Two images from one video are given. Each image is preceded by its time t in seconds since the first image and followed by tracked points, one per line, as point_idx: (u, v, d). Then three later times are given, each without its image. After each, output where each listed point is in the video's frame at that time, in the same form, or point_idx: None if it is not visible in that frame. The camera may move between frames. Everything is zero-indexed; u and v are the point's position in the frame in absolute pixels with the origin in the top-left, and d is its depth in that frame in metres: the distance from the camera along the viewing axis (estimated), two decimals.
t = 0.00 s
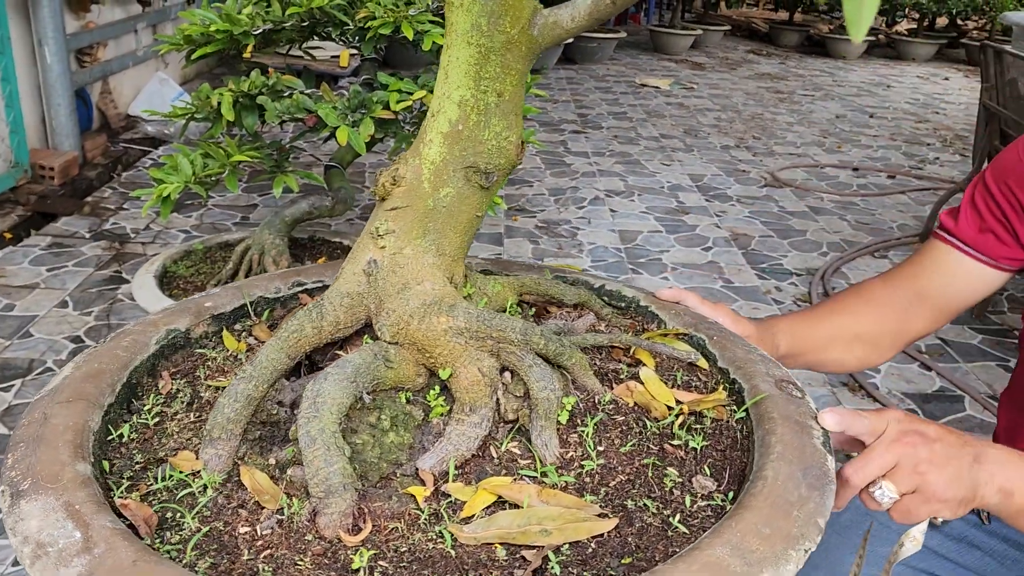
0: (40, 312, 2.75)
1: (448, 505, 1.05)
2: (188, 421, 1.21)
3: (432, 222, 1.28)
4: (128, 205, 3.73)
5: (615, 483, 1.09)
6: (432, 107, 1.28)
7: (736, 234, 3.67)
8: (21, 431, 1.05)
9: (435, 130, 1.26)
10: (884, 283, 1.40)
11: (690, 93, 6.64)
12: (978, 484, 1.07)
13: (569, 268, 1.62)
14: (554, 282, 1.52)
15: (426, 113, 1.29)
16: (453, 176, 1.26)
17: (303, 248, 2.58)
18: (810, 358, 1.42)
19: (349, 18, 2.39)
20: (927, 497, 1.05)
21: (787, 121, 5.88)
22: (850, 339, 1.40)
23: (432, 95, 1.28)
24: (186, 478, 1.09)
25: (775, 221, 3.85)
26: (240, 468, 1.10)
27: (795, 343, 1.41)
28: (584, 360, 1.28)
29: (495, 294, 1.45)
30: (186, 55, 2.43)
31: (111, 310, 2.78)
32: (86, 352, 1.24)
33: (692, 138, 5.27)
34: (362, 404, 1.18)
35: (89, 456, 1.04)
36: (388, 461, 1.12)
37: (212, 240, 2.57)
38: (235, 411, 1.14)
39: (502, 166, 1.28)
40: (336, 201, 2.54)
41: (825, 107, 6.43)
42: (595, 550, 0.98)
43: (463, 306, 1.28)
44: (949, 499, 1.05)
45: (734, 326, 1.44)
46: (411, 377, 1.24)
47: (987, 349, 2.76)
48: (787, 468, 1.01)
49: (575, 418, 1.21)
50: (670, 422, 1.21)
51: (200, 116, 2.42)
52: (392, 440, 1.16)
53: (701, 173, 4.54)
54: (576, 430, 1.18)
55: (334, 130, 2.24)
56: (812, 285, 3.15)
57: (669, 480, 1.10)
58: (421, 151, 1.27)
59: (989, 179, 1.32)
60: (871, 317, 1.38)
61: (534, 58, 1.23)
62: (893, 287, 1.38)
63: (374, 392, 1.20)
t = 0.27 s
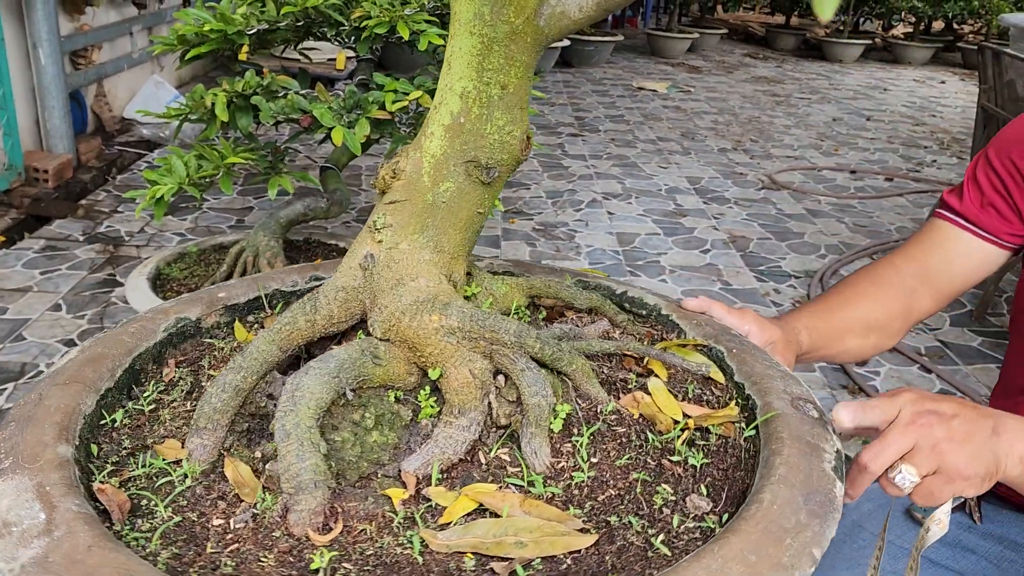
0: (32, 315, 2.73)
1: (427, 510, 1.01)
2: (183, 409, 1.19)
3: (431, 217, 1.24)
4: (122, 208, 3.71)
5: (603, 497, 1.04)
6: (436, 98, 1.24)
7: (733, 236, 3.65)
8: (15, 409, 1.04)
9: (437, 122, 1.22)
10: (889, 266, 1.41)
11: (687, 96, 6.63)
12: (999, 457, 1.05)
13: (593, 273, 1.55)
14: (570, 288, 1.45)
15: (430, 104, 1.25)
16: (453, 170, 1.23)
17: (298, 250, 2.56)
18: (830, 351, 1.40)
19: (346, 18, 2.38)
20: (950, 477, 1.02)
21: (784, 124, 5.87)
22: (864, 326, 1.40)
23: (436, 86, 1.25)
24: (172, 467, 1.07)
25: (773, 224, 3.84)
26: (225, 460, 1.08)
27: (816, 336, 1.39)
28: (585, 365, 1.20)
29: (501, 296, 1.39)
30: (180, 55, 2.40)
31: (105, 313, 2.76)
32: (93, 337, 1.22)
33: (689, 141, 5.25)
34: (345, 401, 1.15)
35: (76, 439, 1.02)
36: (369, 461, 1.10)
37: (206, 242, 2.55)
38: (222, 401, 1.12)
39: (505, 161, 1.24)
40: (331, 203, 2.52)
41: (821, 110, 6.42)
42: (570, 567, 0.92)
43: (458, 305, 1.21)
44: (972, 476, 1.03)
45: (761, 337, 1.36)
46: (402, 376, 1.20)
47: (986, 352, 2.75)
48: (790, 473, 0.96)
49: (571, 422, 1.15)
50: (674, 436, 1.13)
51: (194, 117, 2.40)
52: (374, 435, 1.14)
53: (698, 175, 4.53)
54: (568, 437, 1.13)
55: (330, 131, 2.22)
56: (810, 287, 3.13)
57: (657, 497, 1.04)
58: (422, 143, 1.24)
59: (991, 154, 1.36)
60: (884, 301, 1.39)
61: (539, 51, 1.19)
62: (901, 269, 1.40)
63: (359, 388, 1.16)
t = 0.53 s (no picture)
0: (25, 317, 2.71)
1: (391, 513, 0.99)
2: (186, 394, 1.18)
3: (426, 217, 1.23)
4: (116, 208, 3.69)
5: (571, 516, 0.99)
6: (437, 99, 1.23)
7: (729, 237, 3.65)
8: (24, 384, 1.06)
9: (435, 123, 1.21)
10: (883, 288, 1.41)
11: (683, 97, 6.63)
12: (983, 466, 1.07)
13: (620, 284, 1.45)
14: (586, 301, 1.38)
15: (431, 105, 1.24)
16: (450, 171, 1.21)
17: (292, 251, 2.55)
18: (843, 376, 1.36)
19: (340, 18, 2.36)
20: (930, 479, 1.04)
21: (780, 124, 5.87)
22: (873, 350, 1.37)
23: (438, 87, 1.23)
24: (162, 448, 1.07)
25: (768, 224, 3.84)
26: (210, 447, 1.07)
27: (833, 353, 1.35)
28: (578, 377, 1.17)
29: (506, 300, 1.37)
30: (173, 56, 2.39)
31: (98, 314, 2.74)
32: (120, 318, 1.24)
33: (685, 141, 5.25)
34: (322, 396, 1.13)
35: (73, 416, 1.03)
36: (341, 458, 1.09)
37: (200, 243, 2.54)
38: (211, 388, 1.11)
39: (503, 164, 1.21)
40: (325, 203, 2.51)
41: (817, 110, 6.43)
42: None
43: (444, 307, 1.19)
44: (953, 481, 1.05)
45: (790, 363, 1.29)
46: (387, 375, 1.19)
47: (981, 352, 2.75)
48: (779, 479, 0.93)
49: (554, 430, 1.14)
50: (664, 461, 1.07)
51: (187, 117, 2.39)
52: (349, 429, 1.13)
53: (694, 176, 4.52)
54: (546, 449, 1.11)
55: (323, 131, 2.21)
56: (806, 287, 3.13)
57: (624, 520, 0.98)
58: (421, 144, 1.23)
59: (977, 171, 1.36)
60: (888, 323, 1.37)
61: (541, 54, 1.16)
62: (894, 292, 1.40)
63: (339, 385, 1.15)
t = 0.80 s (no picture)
0: (20, 314, 2.71)
1: (356, 501, 0.98)
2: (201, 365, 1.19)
3: (427, 209, 1.21)
4: (112, 205, 3.69)
5: (531, 523, 0.95)
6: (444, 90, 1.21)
7: (726, 233, 3.65)
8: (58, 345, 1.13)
9: (439, 114, 1.19)
10: (891, 287, 1.41)
11: (680, 94, 6.63)
12: (975, 488, 1.01)
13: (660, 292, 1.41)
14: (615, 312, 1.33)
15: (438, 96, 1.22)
16: (451, 164, 1.18)
17: (288, 247, 2.54)
18: (846, 371, 1.38)
19: (335, 11, 2.32)
20: (922, 504, 1.00)
21: (776, 121, 5.87)
22: (878, 349, 1.38)
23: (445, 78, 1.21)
24: (162, 416, 1.09)
25: (765, 220, 3.84)
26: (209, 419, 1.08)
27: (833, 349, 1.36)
28: (574, 383, 1.13)
29: (515, 300, 1.33)
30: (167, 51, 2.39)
31: (93, 311, 2.74)
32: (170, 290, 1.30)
33: (682, 138, 5.25)
34: (305, 379, 1.12)
35: (88, 378, 1.07)
36: (317, 442, 1.09)
37: (195, 240, 2.54)
38: (214, 362, 1.12)
39: (505, 158, 1.18)
40: (321, 199, 2.51)
41: (814, 107, 6.42)
42: None
43: (434, 300, 1.17)
44: (945, 505, 1.00)
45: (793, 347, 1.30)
46: (376, 364, 1.17)
47: (978, 347, 2.75)
48: (767, 490, 0.89)
49: (532, 433, 1.10)
50: (646, 478, 1.01)
51: (182, 113, 2.38)
52: (329, 415, 1.12)
53: (691, 172, 4.52)
54: (521, 451, 1.07)
55: (318, 127, 2.20)
56: (803, 283, 3.12)
57: (580, 534, 0.93)
58: (426, 135, 1.22)
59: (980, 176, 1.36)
60: (892, 322, 1.38)
61: (547, 46, 1.12)
62: (901, 290, 1.40)
63: (323, 369, 1.14)
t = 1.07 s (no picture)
0: (16, 310, 2.69)
1: (333, 489, 0.97)
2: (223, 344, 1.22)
3: (439, 200, 1.19)
4: (108, 200, 3.67)
5: (496, 532, 0.91)
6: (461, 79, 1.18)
7: (725, 227, 3.64)
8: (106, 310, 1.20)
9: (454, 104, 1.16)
10: (891, 265, 1.41)
11: (678, 88, 6.61)
12: (1013, 509, 0.98)
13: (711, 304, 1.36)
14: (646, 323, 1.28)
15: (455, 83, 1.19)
16: (462, 156, 1.16)
17: (285, 242, 2.53)
18: (827, 346, 1.39)
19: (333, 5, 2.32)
20: (961, 528, 0.95)
21: (774, 115, 5.85)
22: (865, 330, 1.39)
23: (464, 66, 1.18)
24: (177, 387, 1.12)
25: (764, 214, 3.83)
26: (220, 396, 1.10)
27: (820, 331, 1.37)
28: (576, 392, 1.09)
29: (534, 300, 1.29)
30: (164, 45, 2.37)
31: (90, 306, 2.72)
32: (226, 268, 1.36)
33: (680, 132, 5.24)
34: (302, 363, 1.11)
35: (117, 345, 1.12)
36: (307, 426, 1.09)
37: (192, 234, 2.52)
38: (230, 339, 1.15)
39: (516, 152, 1.14)
40: (319, 193, 2.50)
41: (812, 101, 6.41)
42: None
43: (434, 293, 1.16)
44: (983, 526, 0.96)
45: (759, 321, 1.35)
46: (375, 354, 1.17)
47: (977, 340, 2.74)
48: (774, 486, 0.88)
49: (521, 439, 1.08)
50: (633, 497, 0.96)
51: (179, 107, 2.37)
52: (322, 401, 1.11)
53: (689, 167, 4.51)
54: (504, 453, 1.05)
55: (316, 120, 2.19)
56: (802, 277, 3.12)
57: (538, 549, 0.88)
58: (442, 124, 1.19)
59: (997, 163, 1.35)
60: (884, 301, 1.38)
61: (563, 37, 1.07)
62: (901, 269, 1.40)
63: (322, 355, 1.13)
